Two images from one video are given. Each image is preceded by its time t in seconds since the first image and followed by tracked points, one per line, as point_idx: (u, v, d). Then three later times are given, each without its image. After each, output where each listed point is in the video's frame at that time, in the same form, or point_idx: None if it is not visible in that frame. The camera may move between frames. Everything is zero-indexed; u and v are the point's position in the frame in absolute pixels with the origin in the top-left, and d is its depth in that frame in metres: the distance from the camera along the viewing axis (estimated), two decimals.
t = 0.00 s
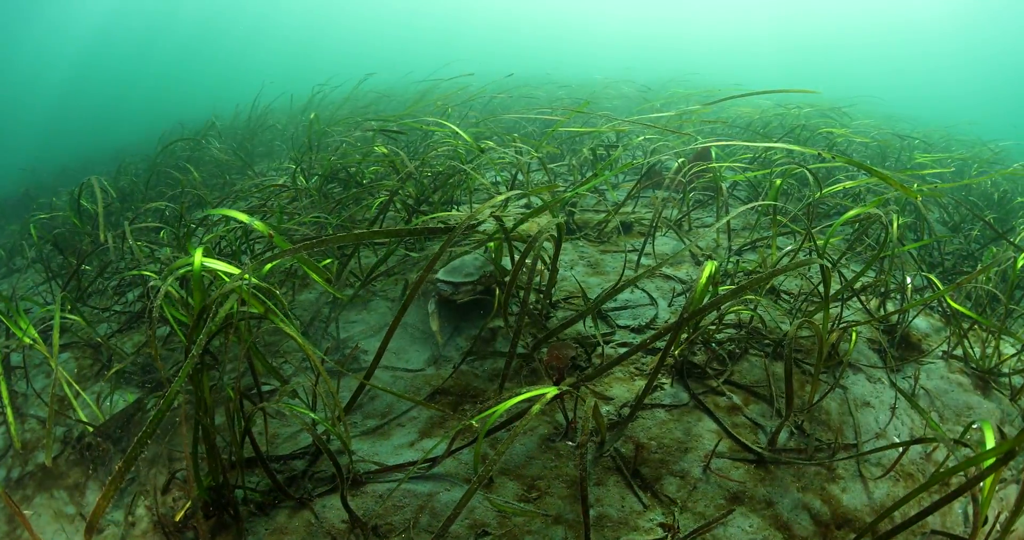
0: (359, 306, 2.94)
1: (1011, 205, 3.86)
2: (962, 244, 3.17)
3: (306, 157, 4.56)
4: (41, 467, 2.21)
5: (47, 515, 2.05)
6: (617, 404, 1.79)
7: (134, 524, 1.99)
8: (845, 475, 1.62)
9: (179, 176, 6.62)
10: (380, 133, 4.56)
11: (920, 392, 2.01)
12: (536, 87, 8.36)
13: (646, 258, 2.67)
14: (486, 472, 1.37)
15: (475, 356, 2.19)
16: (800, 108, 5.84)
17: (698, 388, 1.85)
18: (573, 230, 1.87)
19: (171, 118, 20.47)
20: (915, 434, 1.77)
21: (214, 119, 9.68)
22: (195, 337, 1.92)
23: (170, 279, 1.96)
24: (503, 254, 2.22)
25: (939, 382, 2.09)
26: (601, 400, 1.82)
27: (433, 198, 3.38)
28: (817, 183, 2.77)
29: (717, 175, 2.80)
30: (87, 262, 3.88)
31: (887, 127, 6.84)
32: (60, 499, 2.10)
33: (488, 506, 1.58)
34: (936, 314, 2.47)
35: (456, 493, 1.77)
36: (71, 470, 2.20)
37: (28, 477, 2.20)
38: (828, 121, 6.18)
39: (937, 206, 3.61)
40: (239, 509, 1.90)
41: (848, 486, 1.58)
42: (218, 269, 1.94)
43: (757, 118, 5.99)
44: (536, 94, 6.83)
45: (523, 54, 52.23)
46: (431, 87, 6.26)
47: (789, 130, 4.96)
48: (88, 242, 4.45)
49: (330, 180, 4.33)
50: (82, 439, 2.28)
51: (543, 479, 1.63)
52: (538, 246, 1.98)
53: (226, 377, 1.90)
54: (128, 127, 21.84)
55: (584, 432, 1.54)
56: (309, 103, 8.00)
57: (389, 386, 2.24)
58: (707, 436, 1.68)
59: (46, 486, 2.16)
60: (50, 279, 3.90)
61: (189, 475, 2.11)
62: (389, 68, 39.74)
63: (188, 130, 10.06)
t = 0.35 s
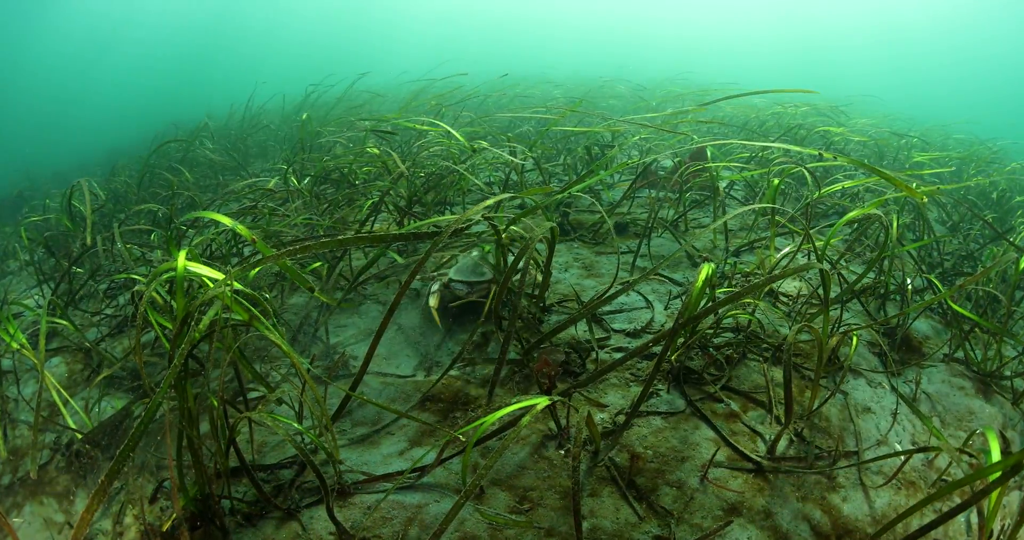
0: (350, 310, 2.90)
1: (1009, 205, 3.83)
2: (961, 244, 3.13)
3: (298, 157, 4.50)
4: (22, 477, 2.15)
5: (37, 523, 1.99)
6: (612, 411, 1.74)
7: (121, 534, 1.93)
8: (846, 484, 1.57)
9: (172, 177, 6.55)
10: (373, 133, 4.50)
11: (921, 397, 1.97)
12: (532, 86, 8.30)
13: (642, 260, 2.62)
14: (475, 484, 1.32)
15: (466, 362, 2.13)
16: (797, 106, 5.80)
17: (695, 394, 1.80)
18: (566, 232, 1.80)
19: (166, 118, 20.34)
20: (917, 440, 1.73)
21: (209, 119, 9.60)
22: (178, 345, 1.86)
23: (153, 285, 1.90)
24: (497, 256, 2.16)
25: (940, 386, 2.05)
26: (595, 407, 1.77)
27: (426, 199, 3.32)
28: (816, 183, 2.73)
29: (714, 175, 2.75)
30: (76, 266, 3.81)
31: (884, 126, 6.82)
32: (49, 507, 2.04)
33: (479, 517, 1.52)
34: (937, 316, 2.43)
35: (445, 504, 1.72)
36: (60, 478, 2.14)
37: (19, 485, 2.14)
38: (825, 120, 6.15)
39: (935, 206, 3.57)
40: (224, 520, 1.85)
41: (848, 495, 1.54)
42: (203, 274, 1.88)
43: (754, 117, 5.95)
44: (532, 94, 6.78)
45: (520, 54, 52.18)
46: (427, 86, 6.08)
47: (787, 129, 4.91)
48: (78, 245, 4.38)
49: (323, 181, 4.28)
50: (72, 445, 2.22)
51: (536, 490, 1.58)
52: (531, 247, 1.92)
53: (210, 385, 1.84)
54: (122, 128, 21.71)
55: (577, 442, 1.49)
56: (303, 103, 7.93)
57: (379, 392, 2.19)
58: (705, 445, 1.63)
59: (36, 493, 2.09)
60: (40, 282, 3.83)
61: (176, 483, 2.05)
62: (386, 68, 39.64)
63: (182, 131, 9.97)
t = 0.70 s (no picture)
0: (342, 313, 2.85)
1: (1010, 203, 3.78)
2: (963, 243, 3.08)
3: (291, 156, 4.42)
4: (3, 485, 2.09)
5: (26, 532, 1.91)
6: (609, 418, 1.69)
7: None
8: (850, 493, 1.51)
9: (165, 177, 6.46)
10: (367, 131, 4.43)
11: (926, 401, 1.92)
12: (528, 84, 8.23)
13: (641, 260, 2.55)
14: (466, 497, 1.27)
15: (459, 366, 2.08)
16: (796, 103, 5.73)
17: (694, 400, 1.75)
18: (561, 233, 1.74)
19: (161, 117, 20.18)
20: (922, 447, 1.68)
21: (203, 118, 9.51)
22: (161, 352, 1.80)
23: (133, 291, 1.84)
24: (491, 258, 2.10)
25: (944, 389, 2.00)
26: (591, 414, 1.71)
27: (420, 198, 3.25)
28: (816, 180, 2.64)
29: (712, 173, 2.69)
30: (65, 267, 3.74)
31: (882, 123, 6.77)
32: (39, 515, 1.97)
33: (471, 530, 1.47)
34: (940, 318, 2.38)
35: (435, 516, 1.67)
36: (50, 485, 2.06)
37: (8, 492, 2.06)
38: (823, 118, 6.09)
39: (936, 204, 3.52)
40: (210, 530, 1.79)
41: (852, 505, 1.49)
42: (185, 277, 1.83)
43: (752, 114, 5.89)
44: (528, 92, 6.71)
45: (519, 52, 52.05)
46: (425, 81, 5.89)
47: (786, 126, 4.86)
48: (69, 246, 4.30)
49: (316, 180, 4.20)
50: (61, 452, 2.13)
51: (530, 501, 1.52)
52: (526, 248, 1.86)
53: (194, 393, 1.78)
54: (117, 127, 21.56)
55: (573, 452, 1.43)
56: (297, 101, 7.83)
57: (369, 397, 2.15)
58: (704, 453, 1.58)
59: (25, 501, 2.02)
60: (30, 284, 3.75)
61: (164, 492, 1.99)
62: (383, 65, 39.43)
63: (176, 129, 9.88)
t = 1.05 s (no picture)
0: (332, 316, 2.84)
1: (1008, 202, 3.75)
2: (962, 242, 3.04)
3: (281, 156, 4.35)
4: None
5: None
6: (603, 426, 1.64)
7: None
8: (851, 502, 1.47)
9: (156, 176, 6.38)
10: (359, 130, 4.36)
11: (927, 406, 1.88)
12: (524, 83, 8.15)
13: (636, 261, 2.49)
14: (454, 512, 1.23)
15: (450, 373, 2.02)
16: (792, 101, 5.69)
17: (691, 406, 1.69)
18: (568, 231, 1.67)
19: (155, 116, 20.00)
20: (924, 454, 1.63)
21: (196, 118, 9.41)
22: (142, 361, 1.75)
23: (112, 297, 1.78)
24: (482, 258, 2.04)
25: (945, 393, 1.95)
26: (585, 422, 1.66)
27: (411, 199, 3.19)
28: (814, 179, 2.57)
29: (709, 172, 2.64)
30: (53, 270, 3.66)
31: (879, 121, 6.72)
32: (28, 523, 1.90)
33: None
34: (940, 319, 2.34)
35: (424, 528, 1.62)
36: (39, 492, 1.99)
37: None
38: (820, 115, 6.04)
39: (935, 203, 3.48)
40: None
41: (853, 514, 1.44)
42: (166, 283, 1.78)
43: (748, 112, 5.84)
44: (523, 90, 6.64)
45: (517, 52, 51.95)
46: (418, 80, 5.78)
47: (784, 125, 4.81)
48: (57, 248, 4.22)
49: (307, 180, 4.14)
50: (50, 459, 2.06)
51: (521, 513, 1.47)
52: (518, 248, 1.81)
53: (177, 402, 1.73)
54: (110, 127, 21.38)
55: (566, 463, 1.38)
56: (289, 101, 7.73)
57: (358, 404, 2.12)
58: (701, 462, 1.53)
59: (13, 510, 1.95)
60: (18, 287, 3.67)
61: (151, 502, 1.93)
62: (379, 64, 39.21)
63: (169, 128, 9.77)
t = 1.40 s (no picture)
0: (319, 321, 2.80)
1: (1005, 200, 3.72)
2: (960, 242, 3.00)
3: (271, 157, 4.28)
4: None
5: None
6: (595, 436, 1.58)
7: None
8: (851, 513, 1.41)
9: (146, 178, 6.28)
10: (349, 130, 4.29)
11: (927, 410, 1.83)
12: (518, 82, 8.08)
13: (629, 263, 2.44)
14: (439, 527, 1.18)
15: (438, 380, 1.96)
16: (788, 100, 5.64)
17: (686, 414, 1.64)
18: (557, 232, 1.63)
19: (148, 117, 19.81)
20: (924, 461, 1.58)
21: (187, 119, 9.31)
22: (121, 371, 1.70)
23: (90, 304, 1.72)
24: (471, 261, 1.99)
25: (945, 398, 1.91)
26: (576, 431, 1.60)
27: (401, 200, 3.13)
28: (810, 178, 2.52)
29: (703, 172, 2.58)
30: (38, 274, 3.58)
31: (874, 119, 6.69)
32: (15, 533, 1.82)
33: None
34: (939, 321, 2.30)
35: None
36: (27, 500, 1.90)
37: None
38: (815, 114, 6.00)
39: (932, 202, 3.44)
40: None
41: (853, 526, 1.39)
42: (145, 289, 1.72)
43: (743, 111, 5.80)
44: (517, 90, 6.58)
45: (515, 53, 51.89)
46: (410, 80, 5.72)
47: (779, 124, 4.77)
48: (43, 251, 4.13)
49: (297, 182, 4.06)
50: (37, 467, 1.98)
51: (510, 527, 1.41)
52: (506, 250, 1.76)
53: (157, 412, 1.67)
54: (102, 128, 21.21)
55: (555, 475, 1.32)
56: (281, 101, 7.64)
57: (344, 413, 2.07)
58: (696, 473, 1.47)
59: None
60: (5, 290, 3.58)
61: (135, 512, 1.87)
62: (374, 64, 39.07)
63: (160, 129, 9.66)
